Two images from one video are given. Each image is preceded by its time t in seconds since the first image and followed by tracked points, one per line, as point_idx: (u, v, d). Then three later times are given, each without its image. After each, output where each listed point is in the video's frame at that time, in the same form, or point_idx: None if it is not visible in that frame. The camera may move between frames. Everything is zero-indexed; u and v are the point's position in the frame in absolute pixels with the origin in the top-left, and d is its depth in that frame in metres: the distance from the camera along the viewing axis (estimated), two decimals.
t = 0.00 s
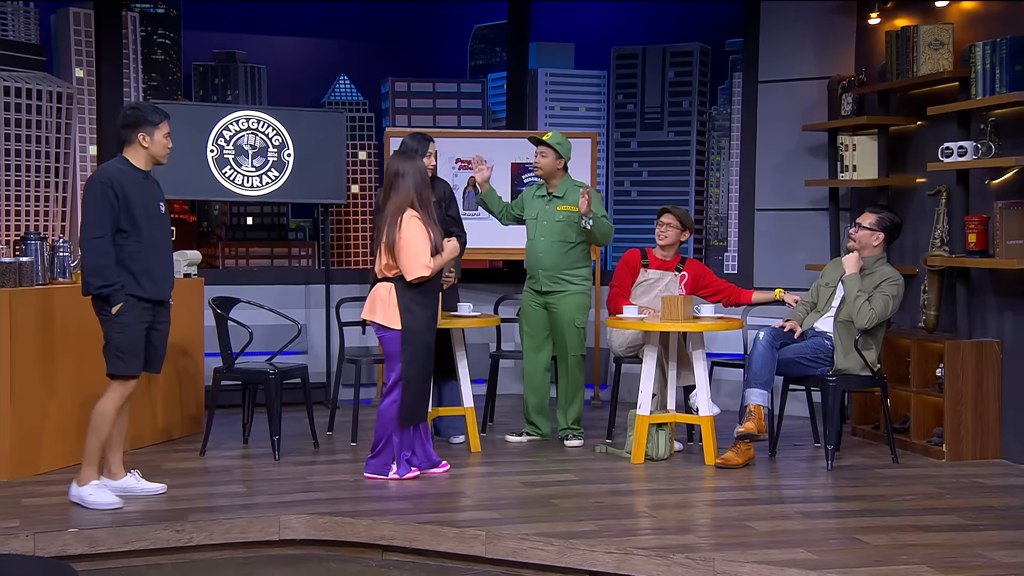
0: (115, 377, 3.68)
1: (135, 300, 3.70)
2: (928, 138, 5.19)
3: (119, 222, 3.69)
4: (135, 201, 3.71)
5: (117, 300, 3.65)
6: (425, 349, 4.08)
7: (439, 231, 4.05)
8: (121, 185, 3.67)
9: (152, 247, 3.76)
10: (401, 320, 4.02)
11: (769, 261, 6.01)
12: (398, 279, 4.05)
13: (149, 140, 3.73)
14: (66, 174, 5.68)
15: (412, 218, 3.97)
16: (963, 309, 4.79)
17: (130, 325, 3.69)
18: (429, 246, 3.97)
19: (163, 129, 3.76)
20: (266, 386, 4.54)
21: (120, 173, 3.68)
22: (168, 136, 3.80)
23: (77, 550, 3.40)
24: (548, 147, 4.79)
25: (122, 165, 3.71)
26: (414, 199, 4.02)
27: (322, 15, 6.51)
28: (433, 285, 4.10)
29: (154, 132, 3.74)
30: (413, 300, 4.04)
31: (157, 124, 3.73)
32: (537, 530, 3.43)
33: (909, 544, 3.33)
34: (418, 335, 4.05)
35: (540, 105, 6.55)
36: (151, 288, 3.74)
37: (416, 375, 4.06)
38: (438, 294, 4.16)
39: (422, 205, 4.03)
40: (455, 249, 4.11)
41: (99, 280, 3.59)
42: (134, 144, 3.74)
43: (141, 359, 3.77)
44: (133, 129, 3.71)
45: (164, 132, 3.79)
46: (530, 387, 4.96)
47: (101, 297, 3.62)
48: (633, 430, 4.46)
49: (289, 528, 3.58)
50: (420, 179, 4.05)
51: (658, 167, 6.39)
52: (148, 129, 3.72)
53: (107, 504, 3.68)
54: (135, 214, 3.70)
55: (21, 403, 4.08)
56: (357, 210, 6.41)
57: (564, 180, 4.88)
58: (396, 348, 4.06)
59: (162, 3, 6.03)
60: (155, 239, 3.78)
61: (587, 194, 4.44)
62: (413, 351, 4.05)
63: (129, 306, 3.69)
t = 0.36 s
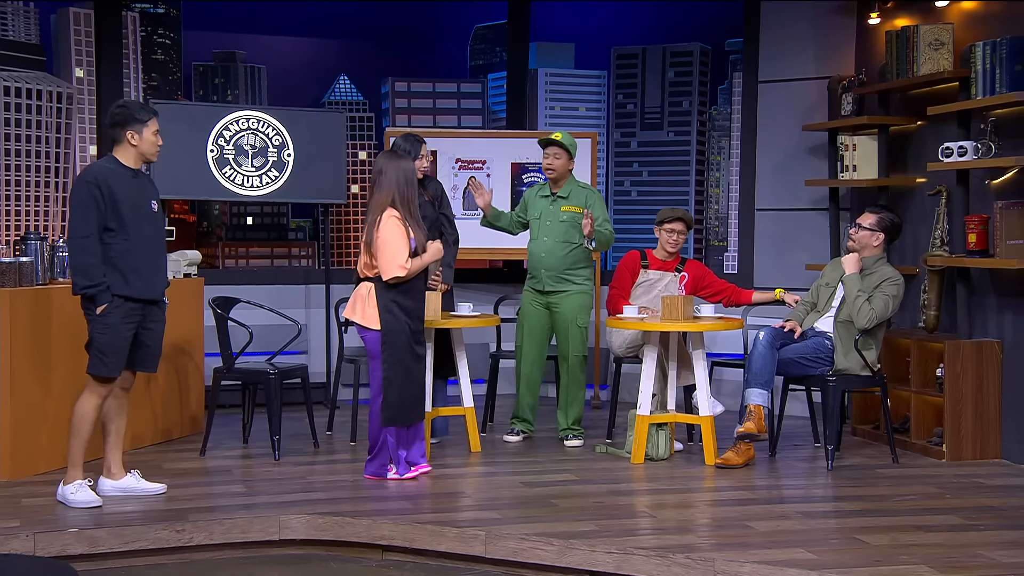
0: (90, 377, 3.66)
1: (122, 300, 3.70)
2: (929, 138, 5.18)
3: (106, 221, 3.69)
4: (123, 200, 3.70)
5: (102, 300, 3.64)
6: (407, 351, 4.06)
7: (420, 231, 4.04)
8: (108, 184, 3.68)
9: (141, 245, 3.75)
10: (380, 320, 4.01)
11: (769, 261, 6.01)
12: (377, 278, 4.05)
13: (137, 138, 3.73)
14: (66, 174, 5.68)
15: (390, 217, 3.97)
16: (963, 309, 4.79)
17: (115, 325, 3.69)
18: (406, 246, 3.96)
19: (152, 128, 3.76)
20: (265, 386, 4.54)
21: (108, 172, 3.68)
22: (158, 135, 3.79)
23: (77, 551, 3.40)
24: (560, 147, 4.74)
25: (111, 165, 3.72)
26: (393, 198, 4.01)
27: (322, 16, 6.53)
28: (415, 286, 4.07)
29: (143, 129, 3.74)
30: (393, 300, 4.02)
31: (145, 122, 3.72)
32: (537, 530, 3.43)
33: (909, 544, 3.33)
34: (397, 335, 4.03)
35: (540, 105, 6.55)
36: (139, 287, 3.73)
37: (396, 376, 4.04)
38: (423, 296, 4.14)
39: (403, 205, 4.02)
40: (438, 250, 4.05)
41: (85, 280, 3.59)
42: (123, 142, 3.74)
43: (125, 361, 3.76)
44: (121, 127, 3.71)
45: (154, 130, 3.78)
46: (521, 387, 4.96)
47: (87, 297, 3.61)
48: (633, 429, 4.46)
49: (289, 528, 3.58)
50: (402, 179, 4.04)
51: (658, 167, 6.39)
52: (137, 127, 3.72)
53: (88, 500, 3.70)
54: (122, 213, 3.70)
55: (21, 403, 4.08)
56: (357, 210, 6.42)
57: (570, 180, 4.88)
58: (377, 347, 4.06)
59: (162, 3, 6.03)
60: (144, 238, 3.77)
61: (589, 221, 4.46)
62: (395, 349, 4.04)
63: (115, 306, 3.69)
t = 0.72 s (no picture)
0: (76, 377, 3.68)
1: (110, 302, 3.70)
2: (928, 139, 5.18)
3: (95, 221, 3.68)
4: (110, 199, 3.69)
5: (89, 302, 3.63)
6: (398, 350, 4.06)
7: (408, 231, 4.04)
8: (96, 184, 3.67)
9: (130, 245, 3.75)
10: (369, 319, 4.03)
11: (768, 261, 6.01)
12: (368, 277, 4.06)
13: (123, 136, 3.71)
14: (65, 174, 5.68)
15: (376, 216, 3.99)
16: (962, 309, 4.79)
17: (103, 327, 3.69)
18: (391, 246, 3.96)
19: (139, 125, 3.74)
20: (264, 386, 4.54)
21: (96, 171, 3.68)
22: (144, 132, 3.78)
23: (75, 551, 3.40)
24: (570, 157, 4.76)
25: (98, 164, 3.71)
26: (381, 198, 4.02)
27: (321, 16, 6.53)
28: (407, 285, 4.07)
29: (129, 127, 3.72)
30: (382, 299, 4.02)
31: (131, 120, 3.71)
32: (536, 530, 3.43)
33: (908, 544, 3.33)
34: (387, 334, 4.03)
35: (539, 105, 6.56)
36: (127, 287, 3.73)
37: (386, 376, 4.04)
38: (418, 294, 4.12)
39: (391, 204, 4.03)
40: (429, 249, 4.04)
41: (75, 281, 3.58)
42: (109, 140, 3.73)
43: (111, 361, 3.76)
44: (108, 125, 3.69)
45: (139, 128, 3.77)
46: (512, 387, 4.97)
47: (75, 298, 3.60)
48: (632, 430, 4.46)
49: (288, 528, 3.58)
50: (391, 178, 4.04)
51: (656, 167, 6.39)
52: (123, 125, 3.71)
53: (85, 500, 3.70)
54: (110, 213, 3.69)
55: (19, 403, 4.08)
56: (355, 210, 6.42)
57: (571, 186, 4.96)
58: (368, 346, 4.07)
59: (161, 3, 6.02)
60: (133, 238, 3.76)
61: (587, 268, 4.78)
62: (386, 348, 4.04)
63: (102, 308, 3.69)
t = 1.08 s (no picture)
0: (70, 378, 3.69)
1: (105, 303, 3.71)
2: (926, 138, 5.19)
3: (89, 221, 3.67)
4: (104, 199, 3.69)
5: (85, 304, 3.63)
6: (394, 350, 4.06)
7: (404, 231, 4.03)
8: (89, 183, 3.66)
9: (124, 245, 3.74)
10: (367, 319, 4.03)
11: (767, 261, 6.01)
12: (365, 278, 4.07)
13: (116, 136, 3.71)
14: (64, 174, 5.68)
15: (372, 217, 3.99)
16: (960, 308, 4.79)
17: (98, 327, 3.70)
18: (385, 246, 3.96)
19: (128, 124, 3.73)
20: (264, 387, 4.54)
21: (89, 171, 3.67)
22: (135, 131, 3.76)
23: (74, 551, 3.40)
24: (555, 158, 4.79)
25: (91, 164, 3.70)
26: (378, 198, 4.02)
27: (320, 16, 6.53)
28: (404, 285, 4.07)
29: (121, 126, 3.72)
30: (379, 298, 4.02)
31: (122, 119, 3.70)
32: (534, 530, 3.43)
33: (907, 544, 3.33)
34: (384, 334, 4.04)
35: (538, 105, 6.54)
36: (122, 288, 3.73)
37: (383, 375, 4.04)
38: (415, 294, 4.13)
39: (389, 204, 4.03)
40: (426, 249, 4.04)
41: (70, 283, 3.58)
42: (102, 140, 3.72)
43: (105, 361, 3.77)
44: (99, 126, 3.69)
45: (131, 128, 3.76)
46: (508, 388, 4.97)
47: (70, 301, 3.61)
48: (632, 430, 4.46)
49: (287, 528, 3.58)
50: (389, 179, 4.03)
51: (655, 167, 6.40)
52: (116, 125, 3.71)
53: (83, 501, 3.69)
54: (104, 212, 3.68)
55: (18, 403, 4.08)
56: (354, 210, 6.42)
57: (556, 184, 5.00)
58: (366, 345, 4.08)
59: (159, 4, 6.02)
60: (126, 237, 3.75)
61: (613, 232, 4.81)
62: (382, 348, 4.04)
63: (98, 309, 3.69)
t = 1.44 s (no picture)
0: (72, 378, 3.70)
1: (100, 303, 3.70)
2: (927, 138, 5.19)
3: (81, 222, 3.67)
4: (100, 200, 3.70)
5: (78, 303, 3.63)
6: (395, 349, 4.06)
7: (407, 231, 4.04)
8: (84, 185, 3.68)
9: (117, 247, 3.73)
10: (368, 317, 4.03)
11: (767, 261, 6.02)
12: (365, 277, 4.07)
13: (96, 136, 3.70)
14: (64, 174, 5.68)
15: (374, 217, 3.99)
16: (961, 308, 4.79)
17: (93, 327, 3.69)
18: (387, 247, 3.96)
19: (107, 124, 3.67)
20: (264, 386, 4.54)
21: (85, 172, 3.68)
22: (111, 129, 3.68)
23: (75, 551, 3.40)
24: (540, 154, 4.76)
25: (85, 166, 3.71)
26: (381, 199, 4.02)
27: (322, 17, 6.53)
28: (406, 284, 4.07)
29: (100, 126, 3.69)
30: (380, 297, 4.03)
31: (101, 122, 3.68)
32: (534, 530, 3.43)
33: (908, 544, 3.33)
34: (385, 332, 4.04)
35: (538, 105, 6.54)
36: (115, 287, 3.72)
37: (384, 373, 4.05)
38: (417, 293, 4.13)
39: (391, 205, 4.03)
40: (427, 249, 4.05)
41: (62, 281, 3.58)
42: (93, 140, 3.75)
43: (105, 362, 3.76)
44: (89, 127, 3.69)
45: (114, 126, 3.69)
46: (509, 387, 4.97)
47: (63, 299, 3.61)
48: (632, 430, 4.45)
49: (288, 528, 3.58)
50: (393, 180, 4.03)
51: (655, 167, 6.39)
52: (94, 125, 3.69)
53: (83, 501, 3.69)
54: (98, 214, 3.68)
55: (19, 403, 4.08)
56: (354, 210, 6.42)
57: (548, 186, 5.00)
58: (368, 344, 4.08)
59: (160, 4, 6.02)
60: (122, 240, 3.75)
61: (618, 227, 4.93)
62: (383, 347, 4.04)
63: (91, 308, 3.68)
